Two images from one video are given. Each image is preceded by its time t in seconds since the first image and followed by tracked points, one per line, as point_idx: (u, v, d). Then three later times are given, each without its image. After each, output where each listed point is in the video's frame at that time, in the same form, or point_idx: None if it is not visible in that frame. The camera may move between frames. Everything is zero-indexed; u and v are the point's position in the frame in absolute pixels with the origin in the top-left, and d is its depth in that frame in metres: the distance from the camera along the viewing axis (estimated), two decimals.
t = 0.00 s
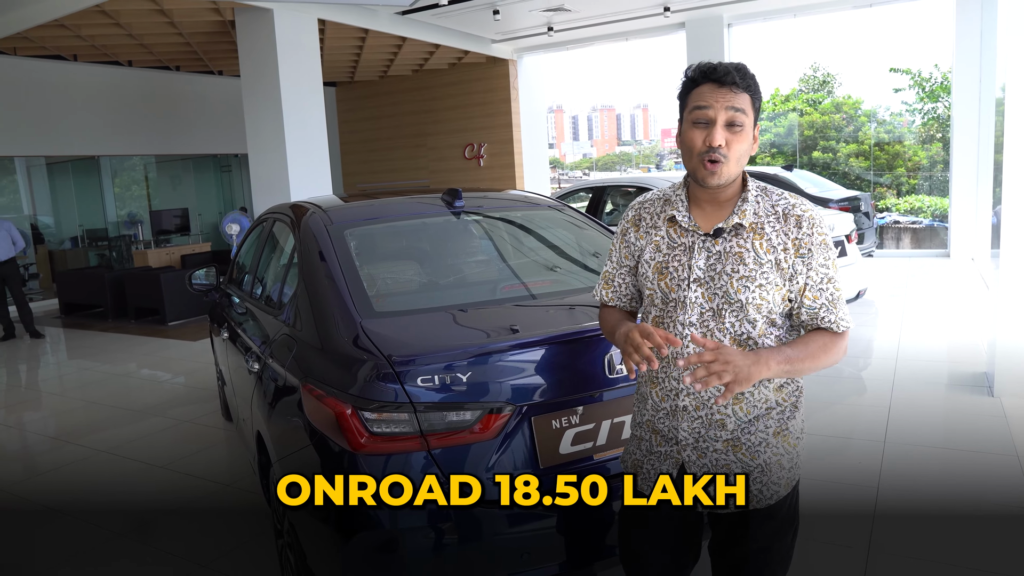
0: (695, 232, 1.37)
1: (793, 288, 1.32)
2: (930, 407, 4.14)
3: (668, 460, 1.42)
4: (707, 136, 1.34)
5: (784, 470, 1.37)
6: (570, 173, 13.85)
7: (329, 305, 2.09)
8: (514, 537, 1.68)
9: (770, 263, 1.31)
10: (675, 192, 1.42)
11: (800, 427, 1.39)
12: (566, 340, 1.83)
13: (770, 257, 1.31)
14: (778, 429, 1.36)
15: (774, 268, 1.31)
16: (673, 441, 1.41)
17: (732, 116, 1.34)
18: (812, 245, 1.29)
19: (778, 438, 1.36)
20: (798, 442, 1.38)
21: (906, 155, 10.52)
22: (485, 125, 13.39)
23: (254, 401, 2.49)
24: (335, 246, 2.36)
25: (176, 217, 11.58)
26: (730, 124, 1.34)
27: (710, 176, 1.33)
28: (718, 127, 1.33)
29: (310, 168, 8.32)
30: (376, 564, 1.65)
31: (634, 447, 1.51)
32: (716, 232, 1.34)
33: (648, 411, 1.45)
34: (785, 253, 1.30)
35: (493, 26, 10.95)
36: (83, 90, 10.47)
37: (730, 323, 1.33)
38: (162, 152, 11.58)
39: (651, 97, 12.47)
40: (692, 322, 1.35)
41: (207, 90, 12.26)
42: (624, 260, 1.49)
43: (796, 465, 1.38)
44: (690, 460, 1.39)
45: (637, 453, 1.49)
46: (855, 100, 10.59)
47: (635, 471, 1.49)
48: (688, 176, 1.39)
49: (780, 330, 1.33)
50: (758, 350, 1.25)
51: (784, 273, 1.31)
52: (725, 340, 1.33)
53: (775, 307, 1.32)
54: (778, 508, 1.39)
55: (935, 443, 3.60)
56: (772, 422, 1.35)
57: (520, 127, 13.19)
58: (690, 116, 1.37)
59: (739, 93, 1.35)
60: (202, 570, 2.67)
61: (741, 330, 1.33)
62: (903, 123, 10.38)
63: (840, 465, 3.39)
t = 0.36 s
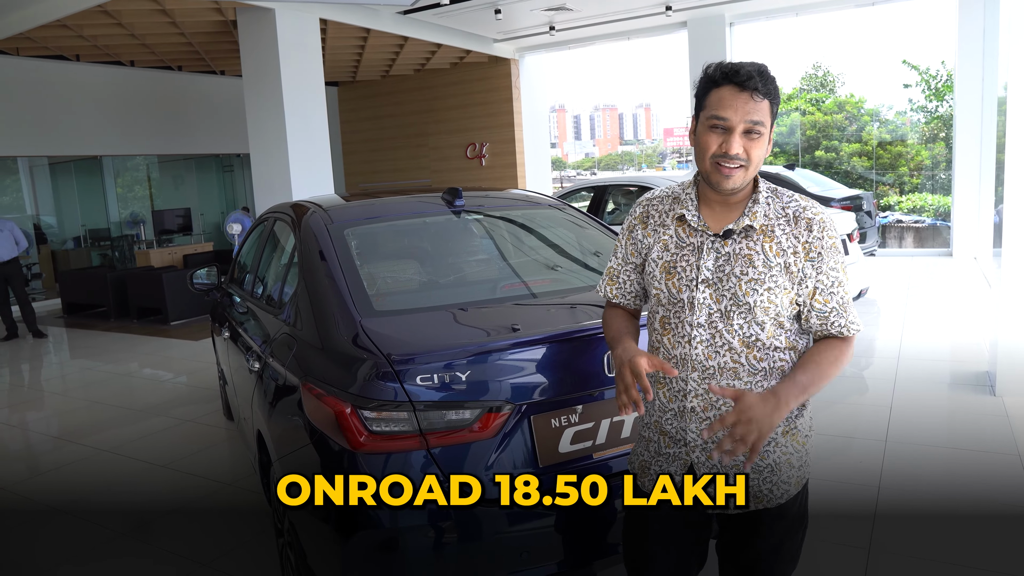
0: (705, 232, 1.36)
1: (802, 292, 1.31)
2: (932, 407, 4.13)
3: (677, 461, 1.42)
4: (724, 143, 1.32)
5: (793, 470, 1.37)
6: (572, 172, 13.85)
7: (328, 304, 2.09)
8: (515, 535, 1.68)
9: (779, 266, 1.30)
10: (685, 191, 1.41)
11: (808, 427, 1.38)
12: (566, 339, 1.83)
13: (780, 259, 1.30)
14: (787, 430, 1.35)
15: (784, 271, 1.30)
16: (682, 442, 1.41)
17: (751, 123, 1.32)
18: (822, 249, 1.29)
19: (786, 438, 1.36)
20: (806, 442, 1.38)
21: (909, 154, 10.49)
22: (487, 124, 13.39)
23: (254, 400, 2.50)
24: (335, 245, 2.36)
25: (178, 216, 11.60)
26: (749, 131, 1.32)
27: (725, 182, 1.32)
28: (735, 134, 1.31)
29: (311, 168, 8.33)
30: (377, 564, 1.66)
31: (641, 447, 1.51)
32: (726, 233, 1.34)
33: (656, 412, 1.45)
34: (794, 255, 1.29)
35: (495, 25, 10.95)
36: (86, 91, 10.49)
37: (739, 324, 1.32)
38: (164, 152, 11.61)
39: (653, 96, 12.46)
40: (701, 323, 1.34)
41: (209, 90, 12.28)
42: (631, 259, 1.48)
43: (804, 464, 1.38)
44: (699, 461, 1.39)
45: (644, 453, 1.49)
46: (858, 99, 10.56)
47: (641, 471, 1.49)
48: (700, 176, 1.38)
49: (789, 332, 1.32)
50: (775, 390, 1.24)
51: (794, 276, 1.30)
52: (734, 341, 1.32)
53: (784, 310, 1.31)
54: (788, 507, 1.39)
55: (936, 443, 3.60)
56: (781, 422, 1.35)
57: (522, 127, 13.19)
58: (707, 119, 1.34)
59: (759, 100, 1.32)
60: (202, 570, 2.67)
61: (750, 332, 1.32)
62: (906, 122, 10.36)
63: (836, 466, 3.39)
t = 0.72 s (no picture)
0: (709, 237, 1.35)
1: (806, 296, 1.29)
2: (933, 406, 4.13)
3: (685, 459, 1.43)
4: (713, 154, 1.31)
5: (800, 470, 1.38)
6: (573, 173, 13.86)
7: (328, 303, 2.10)
8: (513, 534, 1.68)
9: (783, 271, 1.29)
10: (689, 196, 1.40)
11: (817, 428, 1.38)
12: (565, 340, 1.83)
13: (784, 265, 1.29)
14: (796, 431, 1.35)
15: (788, 276, 1.29)
16: (690, 443, 1.42)
17: (740, 132, 1.30)
18: (828, 252, 1.27)
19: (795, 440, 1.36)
20: (814, 443, 1.38)
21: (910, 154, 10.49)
22: (487, 125, 13.41)
23: (254, 400, 2.51)
24: (334, 245, 2.37)
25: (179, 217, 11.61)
26: (741, 139, 1.30)
27: (719, 192, 1.31)
28: (725, 145, 1.30)
29: (312, 168, 8.34)
30: (376, 562, 1.66)
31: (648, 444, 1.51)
32: (729, 238, 1.33)
33: (665, 414, 1.45)
34: (798, 260, 1.28)
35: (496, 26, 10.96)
36: (87, 92, 10.51)
37: (742, 330, 1.31)
38: (166, 153, 11.63)
39: (654, 97, 12.45)
40: (705, 329, 1.34)
41: (210, 90, 12.30)
42: (638, 262, 1.47)
43: (810, 463, 1.38)
44: (706, 463, 1.40)
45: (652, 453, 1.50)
46: (859, 99, 10.56)
47: (639, 469, 1.50)
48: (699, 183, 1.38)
49: (793, 336, 1.31)
50: (826, 470, 1.31)
51: (798, 281, 1.29)
52: (737, 347, 1.32)
53: (788, 315, 1.30)
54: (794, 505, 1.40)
55: (936, 443, 3.60)
56: (789, 424, 1.35)
57: (523, 127, 13.20)
58: (697, 131, 1.34)
59: (750, 105, 1.30)
60: (202, 569, 2.68)
61: (753, 338, 1.31)
62: (908, 122, 10.35)
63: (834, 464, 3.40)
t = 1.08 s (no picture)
0: (718, 243, 1.35)
1: (815, 305, 1.26)
2: (932, 406, 4.13)
3: (688, 451, 1.45)
4: (713, 157, 1.30)
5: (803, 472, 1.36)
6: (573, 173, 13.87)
7: (326, 303, 2.10)
8: (511, 533, 1.69)
9: (790, 281, 1.27)
10: (701, 198, 1.41)
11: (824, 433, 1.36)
12: (561, 339, 1.84)
13: (790, 275, 1.26)
14: (801, 435, 1.34)
15: (794, 286, 1.27)
16: (696, 440, 1.43)
17: (736, 131, 1.29)
18: (837, 262, 1.23)
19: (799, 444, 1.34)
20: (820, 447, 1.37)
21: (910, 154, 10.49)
22: (487, 124, 13.42)
23: (253, 399, 2.52)
24: (333, 245, 2.38)
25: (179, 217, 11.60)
26: (737, 138, 1.29)
27: (726, 195, 1.30)
28: (723, 147, 1.29)
29: (312, 169, 8.35)
30: (374, 561, 1.67)
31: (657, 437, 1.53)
32: (737, 247, 1.32)
33: (674, 410, 1.47)
34: (805, 270, 1.26)
35: (495, 25, 10.96)
36: (87, 92, 10.51)
37: (747, 338, 1.31)
38: (166, 153, 11.64)
39: (653, 96, 12.45)
40: (711, 334, 1.34)
41: (210, 91, 12.31)
42: (650, 263, 1.49)
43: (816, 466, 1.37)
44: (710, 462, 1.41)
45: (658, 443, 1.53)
46: (858, 99, 10.55)
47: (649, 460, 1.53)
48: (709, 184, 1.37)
49: (800, 345, 1.29)
50: (813, 475, 1.25)
51: (805, 290, 1.26)
52: (741, 355, 1.31)
53: (795, 325, 1.28)
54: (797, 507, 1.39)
55: (934, 442, 3.60)
56: (795, 428, 1.34)
57: (523, 127, 13.21)
58: (695, 137, 1.33)
59: (741, 102, 1.28)
60: (201, 569, 2.68)
61: (757, 346, 1.30)
62: (908, 121, 10.34)
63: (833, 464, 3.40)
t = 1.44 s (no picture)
0: (724, 227, 1.40)
1: (816, 293, 1.28)
2: (930, 404, 4.13)
3: (689, 449, 1.49)
4: (706, 142, 1.35)
5: (797, 473, 1.36)
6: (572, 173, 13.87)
7: (325, 301, 2.10)
8: (508, 531, 1.69)
9: (791, 266, 1.29)
10: (712, 187, 1.46)
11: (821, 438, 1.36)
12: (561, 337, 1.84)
13: (792, 259, 1.29)
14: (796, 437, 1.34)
15: (796, 271, 1.29)
16: (696, 433, 1.46)
17: (726, 116, 1.32)
18: (840, 249, 1.25)
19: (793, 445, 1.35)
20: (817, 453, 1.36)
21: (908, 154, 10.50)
22: (486, 124, 13.42)
23: (251, 398, 2.52)
24: (331, 243, 2.38)
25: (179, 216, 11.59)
26: (727, 123, 1.32)
27: (721, 179, 1.35)
28: (713, 131, 1.33)
29: (311, 168, 8.36)
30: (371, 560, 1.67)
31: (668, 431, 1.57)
32: (742, 230, 1.35)
33: (678, 401, 1.51)
34: (806, 256, 1.28)
35: (494, 25, 10.97)
36: (86, 91, 10.51)
37: (748, 323, 1.34)
38: (165, 152, 11.63)
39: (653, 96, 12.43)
40: (714, 318, 1.38)
41: (210, 90, 12.32)
42: (664, 252, 1.54)
43: (813, 473, 1.37)
44: (706, 454, 1.43)
45: (668, 441, 1.57)
46: (857, 98, 10.55)
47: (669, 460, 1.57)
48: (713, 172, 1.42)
49: (800, 335, 1.31)
50: (785, 402, 1.21)
51: (806, 276, 1.28)
52: (741, 339, 1.34)
53: (796, 312, 1.29)
54: (787, 512, 1.39)
55: (930, 440, 3.62)
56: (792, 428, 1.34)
57: (521, 126, 13.22)
58: (693, 124, 1.38)
59: (733, 89, 1.32)
60: (201, 567, 2.69)
61: (757, 331, 1.33)
62: (906, 121, 10.35)
63: (831, 462, 3.41)
